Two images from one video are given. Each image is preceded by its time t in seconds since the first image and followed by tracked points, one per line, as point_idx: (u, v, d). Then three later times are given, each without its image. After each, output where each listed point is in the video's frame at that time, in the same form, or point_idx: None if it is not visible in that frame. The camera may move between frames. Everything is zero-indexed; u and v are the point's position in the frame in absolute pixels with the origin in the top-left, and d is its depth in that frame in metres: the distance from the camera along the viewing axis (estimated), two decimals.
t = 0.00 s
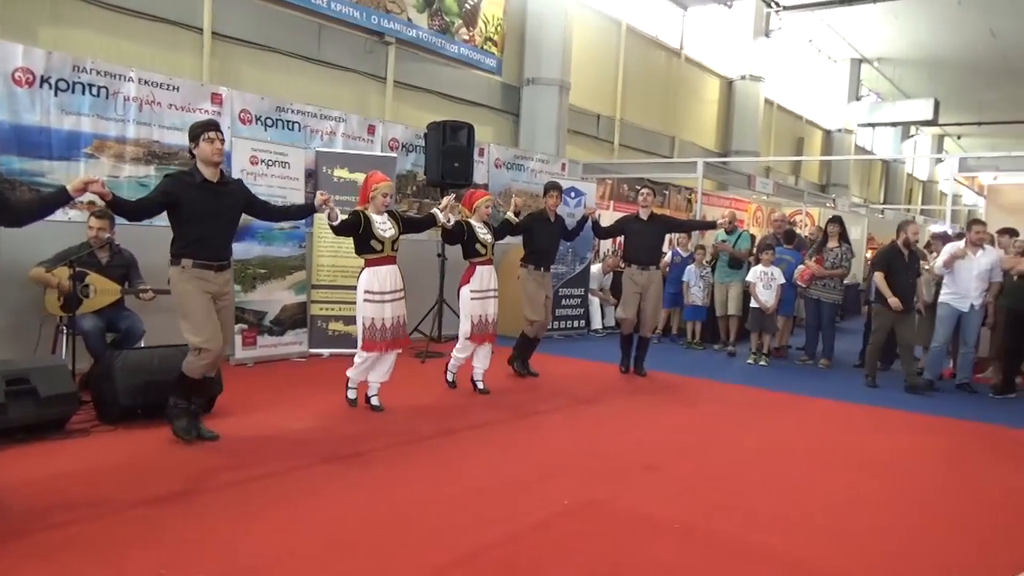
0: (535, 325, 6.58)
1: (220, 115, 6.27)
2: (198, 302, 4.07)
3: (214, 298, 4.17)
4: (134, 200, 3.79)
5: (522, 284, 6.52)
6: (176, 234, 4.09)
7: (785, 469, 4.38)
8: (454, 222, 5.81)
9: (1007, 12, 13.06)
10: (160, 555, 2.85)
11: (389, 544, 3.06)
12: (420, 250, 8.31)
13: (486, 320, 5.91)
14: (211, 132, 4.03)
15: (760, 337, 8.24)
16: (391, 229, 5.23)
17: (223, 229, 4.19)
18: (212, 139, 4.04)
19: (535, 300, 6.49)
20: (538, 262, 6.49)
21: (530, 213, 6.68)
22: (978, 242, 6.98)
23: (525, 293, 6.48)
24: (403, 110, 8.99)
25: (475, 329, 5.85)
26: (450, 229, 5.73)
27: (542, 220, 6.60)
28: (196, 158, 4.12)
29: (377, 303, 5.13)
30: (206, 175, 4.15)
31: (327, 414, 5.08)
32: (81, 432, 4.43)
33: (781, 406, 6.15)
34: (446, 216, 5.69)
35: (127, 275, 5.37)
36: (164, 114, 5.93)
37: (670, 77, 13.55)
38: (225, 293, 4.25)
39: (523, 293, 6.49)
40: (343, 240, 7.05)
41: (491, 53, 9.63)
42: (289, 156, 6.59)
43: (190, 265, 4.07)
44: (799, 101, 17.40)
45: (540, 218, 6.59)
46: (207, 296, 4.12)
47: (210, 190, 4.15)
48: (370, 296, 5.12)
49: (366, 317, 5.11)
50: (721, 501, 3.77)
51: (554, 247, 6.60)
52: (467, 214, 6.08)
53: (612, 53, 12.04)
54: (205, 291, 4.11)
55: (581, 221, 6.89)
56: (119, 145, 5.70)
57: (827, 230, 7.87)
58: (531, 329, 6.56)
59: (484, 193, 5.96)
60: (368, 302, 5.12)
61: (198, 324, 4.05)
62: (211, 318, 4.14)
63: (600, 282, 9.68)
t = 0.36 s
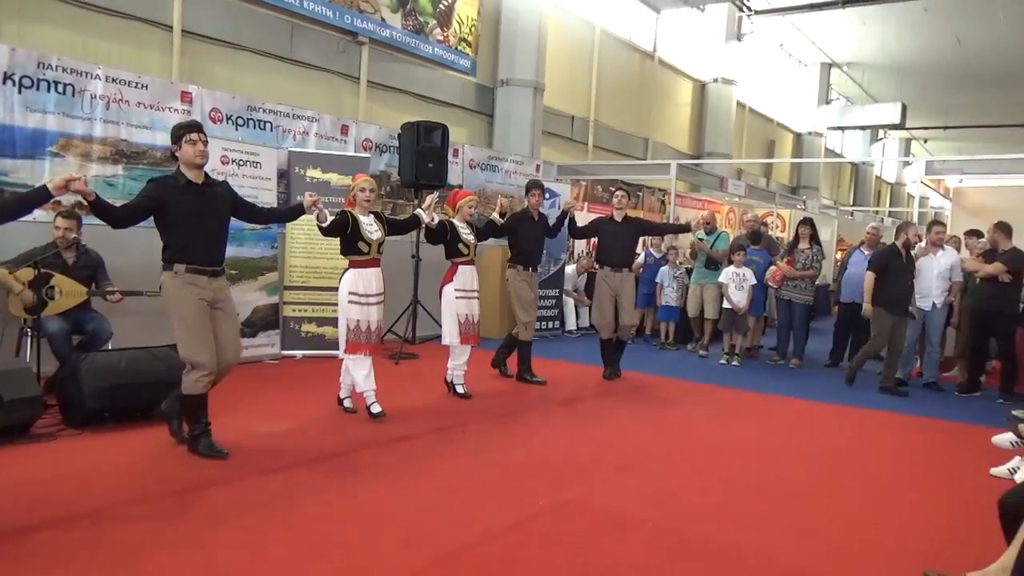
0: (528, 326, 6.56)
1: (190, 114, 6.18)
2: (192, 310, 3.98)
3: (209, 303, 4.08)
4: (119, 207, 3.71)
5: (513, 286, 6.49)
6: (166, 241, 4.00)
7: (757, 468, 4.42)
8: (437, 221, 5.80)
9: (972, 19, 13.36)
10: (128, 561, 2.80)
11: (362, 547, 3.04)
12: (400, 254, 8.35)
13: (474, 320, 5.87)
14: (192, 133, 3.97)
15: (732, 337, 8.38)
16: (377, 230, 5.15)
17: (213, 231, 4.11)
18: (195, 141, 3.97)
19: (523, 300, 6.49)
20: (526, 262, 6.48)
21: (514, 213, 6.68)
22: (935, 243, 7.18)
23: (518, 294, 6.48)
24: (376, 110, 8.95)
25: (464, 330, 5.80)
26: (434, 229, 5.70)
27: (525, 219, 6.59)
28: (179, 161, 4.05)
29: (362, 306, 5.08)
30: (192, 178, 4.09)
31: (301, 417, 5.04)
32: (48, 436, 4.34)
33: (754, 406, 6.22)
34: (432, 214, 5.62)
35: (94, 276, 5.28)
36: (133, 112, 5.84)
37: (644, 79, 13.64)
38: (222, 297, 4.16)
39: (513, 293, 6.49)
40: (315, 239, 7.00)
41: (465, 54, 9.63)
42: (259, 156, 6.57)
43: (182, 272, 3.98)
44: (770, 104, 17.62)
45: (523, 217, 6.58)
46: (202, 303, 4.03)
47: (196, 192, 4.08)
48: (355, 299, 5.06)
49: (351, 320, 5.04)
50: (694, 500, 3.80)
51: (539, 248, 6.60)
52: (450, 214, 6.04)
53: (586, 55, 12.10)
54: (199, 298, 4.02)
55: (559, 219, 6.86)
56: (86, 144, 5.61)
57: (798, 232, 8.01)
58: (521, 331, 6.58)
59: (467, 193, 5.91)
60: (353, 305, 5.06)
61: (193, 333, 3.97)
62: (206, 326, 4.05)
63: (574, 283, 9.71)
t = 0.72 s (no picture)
0: (512, 328, 6.56)
1: (170, 113, 6.13)
2: (176, 314, 3.93)
3: (197, 304, 4.01)
4: (105, 203, 3.69)
5: (500, 288, 6.51)
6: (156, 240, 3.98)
7: (739, 468, 4.44)
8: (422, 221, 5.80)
9: (947, 23, 13.53)
10: (104, 566, 2.76)
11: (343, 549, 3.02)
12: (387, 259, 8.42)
13: (456, 324, 5.82)
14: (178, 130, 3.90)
15: (714, 338, 8.41)
16: (371, 235, 5.15)
17: (201, 231, 4.06)
18: (178, 138, 3.91)
19: (508, 302, 6.48)
20: (513, 262, 6.51)
21: (499, 212, 6.64)
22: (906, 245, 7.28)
23: (502, 293, 6.49)
24: (358, 111, 8.92)
25: (443, 334, 5.75)
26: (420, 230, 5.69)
27: (511, 218, 6.58)
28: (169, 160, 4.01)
29: (356, 310, 5.05)
30: (181, 176, 4.04)
31: (283, 419, 5.00)
32: (24, 439, 4.27)
33: (735, 406, 6.26)
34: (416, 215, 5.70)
35: (71, 277, 5.22)
36: (111, 112, 5.78)
37: (626, 81, 13.70)
38: (213, 297, 4.08)
39: (499, 294, 6.49)
40: (297, 239, 6.98)
41: (447, 55, 9.62)
42: (241, 155, 6.55)
43: (166, 272, 3.95)
44: (751, 106, 17.75)
45: (508, 216, 6.57)
46: (187, 305, 3.97)
47: (185, 190, 4.03)
48: (350, 303, 5.04)
49: (345, 324, 5.00)
50: (676, 500, 3.82)
51: (527, 248, 6.60)
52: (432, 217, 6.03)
53: (568, 57, 12.14)
54: (184, 299, 3.96)
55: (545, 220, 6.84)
56: (63, 144, 5.55)
57: (779, 233, 8.09)
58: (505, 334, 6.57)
59: (448, 194, 5.90)
60: (347, 309, 5.03)
61: (176, 338, 3.94)
62: (192, 329, 4.00)
63: (558, 284, 9.68)
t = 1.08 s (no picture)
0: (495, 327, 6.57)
1: (162, 114, 6.11)
2: (165, 312, 3.93)
3: (187, 304, 4.01)
4: (100, 209, 3.67)
5: (482, 287, 6.50)
6: (150, 239, 3.97)
7: (734, 468, 4.45)
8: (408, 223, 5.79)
9: (939, 25, 13.59)
10: (97, 568, 2.74)
11: (338, 550, 3.01)
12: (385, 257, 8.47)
13: (442, 323, 5.84)
14: (172, 132, 3.89)
15: (708, 339, 8.43)
16: (362, 233, 5.12)
17: (197, 234, 4.05)
18: (169, 141, 3.89)
19: (490, 301, 6.47)
20: (497, 263, 6.48)
21: (489, 213, 6.69)
22: (893, 245, 7.33)
23: (484, 293, 6.47)
24: (351, 111, 8.91)
25: (431, 334, 5.78)
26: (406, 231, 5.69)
27: (501, 219, 6.62)
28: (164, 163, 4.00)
29: (348, 308, 5.05)
30: (178, 179, 4.02)
31: (276, 420, 4.99)
32: (15, 441, 4.25)
33: (729, 406, 6.28)
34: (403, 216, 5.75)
35: (63, 278, 5.20)
36: (103, 112, 5.76)
37: (620, 82, 13.72)
38: (201, 299, 4.08)
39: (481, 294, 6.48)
40: (290, 239, 6.95)
41: (441, 55, 9.61)
42: (233, 156, 6.52)
43: (160, 271, 3.94)
44: (744, 107, 17.80)
45: (498, 218, 6.60)
46: (177, 305, 3.96)
47: (183, 195, 4.02)
48: (341, 301, 5.03)
49: (337, 323, 5.00)
50: (669, 500, 3.82)
51: (513, 248, 6.59)
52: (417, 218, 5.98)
53: (562, 58, 12.15)
54: (176, 299, 3.95)
55: (537, 227, 6.90)
56: (54, 144, 5.52)
57: (773, 234, 8.11)
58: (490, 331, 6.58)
59: (433, 194, 5.89)
60: (338, 308, 5.02)
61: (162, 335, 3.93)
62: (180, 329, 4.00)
63: (552, 285, 9.67)
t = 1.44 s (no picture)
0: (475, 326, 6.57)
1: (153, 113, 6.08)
2: (145, 308, 3.96)
3: (166, 301, 4.03)
4: (82, 203, 3.67)
5: (465, 286, 6.52)
6: (131, 233, 3.99)
7: (726, 468, 4.46)
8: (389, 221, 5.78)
9: (931, 26, 13.64)
10: (91, 569, 2.73)
11: (333, 550, 3.01)
12: (374, 255, 8.42)
13: (422, 322, 5.85)
14: (155, 129, 3.89)
15: (701, 338, 8.43)
16: (343, 232, 5.15)
17: (180, 230, 4.08)
18: (151, 137, 3.88)
19: (472, 299, 6.50)
20: (480, 261, 6.50)
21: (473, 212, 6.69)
22: (888, 244, 7.35)
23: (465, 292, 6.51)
24: (344, 111, 8.90)
25: (408, 330, 5.77)
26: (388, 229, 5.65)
27: (485, 219, 6.62)
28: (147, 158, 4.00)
29: (328, 306, 5.04)
30: (161, 174, 4.03)
31: (268, 421, 4.98)
32: (6, 442, 4.22)
33: (721, 405, 6.30)
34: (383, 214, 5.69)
35: (54, 278, 5.18)
36: (93, 112, 5.73)
37: (613, 83, 13.74)
38: (182, 295, 4.11)
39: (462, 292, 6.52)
40: (282, 239, 6.94)
41: (434, 56, 9.61)
42: (226, 156, 6.48)
43: (141, 266, 3.96)
44: (736, 108, 17.84)
45: (483, 217, 6.61)
46: (158, 301, 3.99)
47: (167, 190, 4.04)
48: (322, 299, 5.02)
49: (317, 320, 5.00)
50: (662, 500, 3.83)
51: (498, 248, 6.62)
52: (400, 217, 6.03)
53: (555, 58, 12.15)
54: (155, 295, 3.98)
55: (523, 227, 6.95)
56: (44, 144, 5.49)
57: (765, 234, 8.13)
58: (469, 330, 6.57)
59: (417, 192, 5.93)
60: (318, 306, 5.01)
61: (141, 331, 3.97)
62: (159, 324, 4.03)
63: (545, 285, 9.69)
